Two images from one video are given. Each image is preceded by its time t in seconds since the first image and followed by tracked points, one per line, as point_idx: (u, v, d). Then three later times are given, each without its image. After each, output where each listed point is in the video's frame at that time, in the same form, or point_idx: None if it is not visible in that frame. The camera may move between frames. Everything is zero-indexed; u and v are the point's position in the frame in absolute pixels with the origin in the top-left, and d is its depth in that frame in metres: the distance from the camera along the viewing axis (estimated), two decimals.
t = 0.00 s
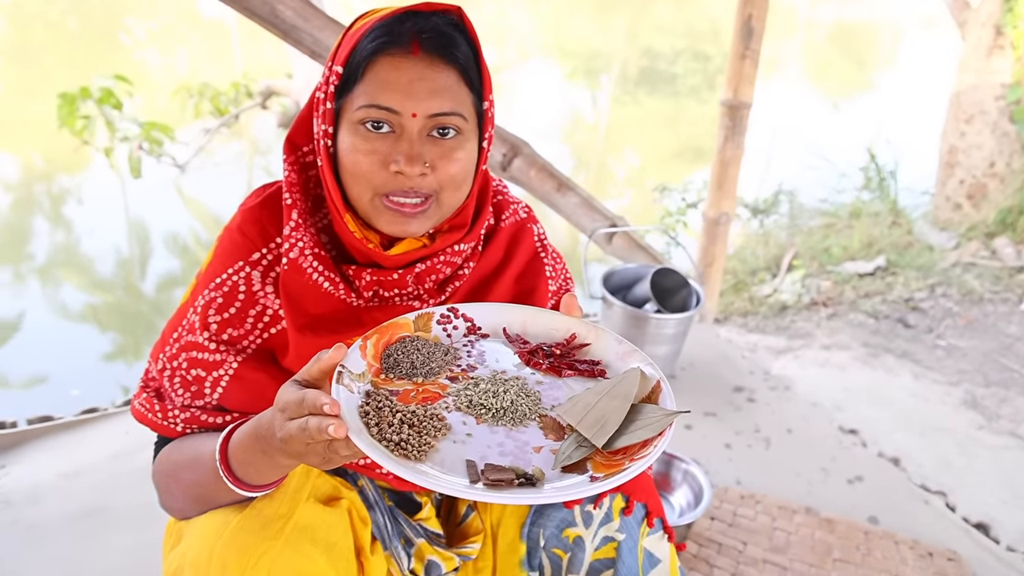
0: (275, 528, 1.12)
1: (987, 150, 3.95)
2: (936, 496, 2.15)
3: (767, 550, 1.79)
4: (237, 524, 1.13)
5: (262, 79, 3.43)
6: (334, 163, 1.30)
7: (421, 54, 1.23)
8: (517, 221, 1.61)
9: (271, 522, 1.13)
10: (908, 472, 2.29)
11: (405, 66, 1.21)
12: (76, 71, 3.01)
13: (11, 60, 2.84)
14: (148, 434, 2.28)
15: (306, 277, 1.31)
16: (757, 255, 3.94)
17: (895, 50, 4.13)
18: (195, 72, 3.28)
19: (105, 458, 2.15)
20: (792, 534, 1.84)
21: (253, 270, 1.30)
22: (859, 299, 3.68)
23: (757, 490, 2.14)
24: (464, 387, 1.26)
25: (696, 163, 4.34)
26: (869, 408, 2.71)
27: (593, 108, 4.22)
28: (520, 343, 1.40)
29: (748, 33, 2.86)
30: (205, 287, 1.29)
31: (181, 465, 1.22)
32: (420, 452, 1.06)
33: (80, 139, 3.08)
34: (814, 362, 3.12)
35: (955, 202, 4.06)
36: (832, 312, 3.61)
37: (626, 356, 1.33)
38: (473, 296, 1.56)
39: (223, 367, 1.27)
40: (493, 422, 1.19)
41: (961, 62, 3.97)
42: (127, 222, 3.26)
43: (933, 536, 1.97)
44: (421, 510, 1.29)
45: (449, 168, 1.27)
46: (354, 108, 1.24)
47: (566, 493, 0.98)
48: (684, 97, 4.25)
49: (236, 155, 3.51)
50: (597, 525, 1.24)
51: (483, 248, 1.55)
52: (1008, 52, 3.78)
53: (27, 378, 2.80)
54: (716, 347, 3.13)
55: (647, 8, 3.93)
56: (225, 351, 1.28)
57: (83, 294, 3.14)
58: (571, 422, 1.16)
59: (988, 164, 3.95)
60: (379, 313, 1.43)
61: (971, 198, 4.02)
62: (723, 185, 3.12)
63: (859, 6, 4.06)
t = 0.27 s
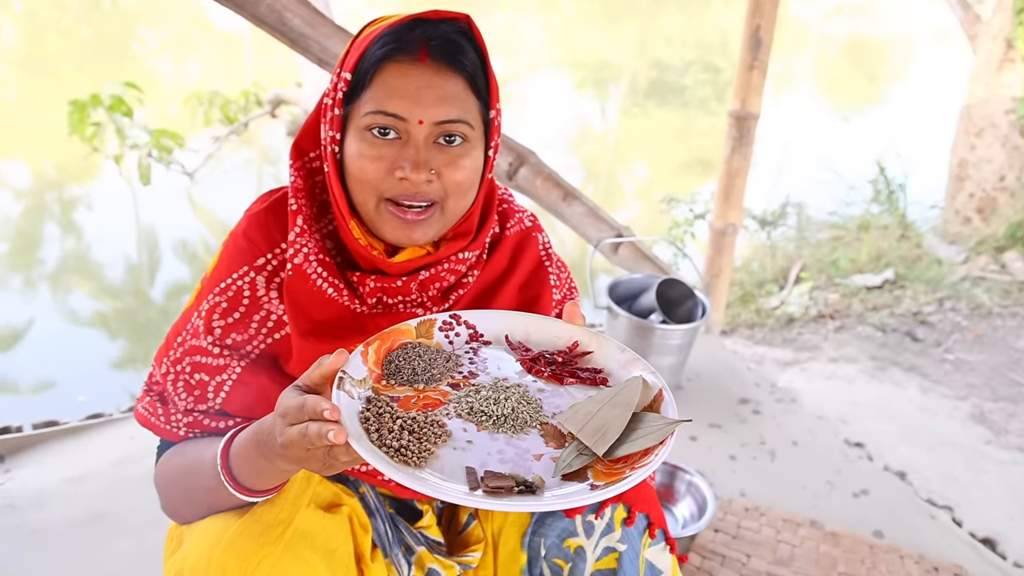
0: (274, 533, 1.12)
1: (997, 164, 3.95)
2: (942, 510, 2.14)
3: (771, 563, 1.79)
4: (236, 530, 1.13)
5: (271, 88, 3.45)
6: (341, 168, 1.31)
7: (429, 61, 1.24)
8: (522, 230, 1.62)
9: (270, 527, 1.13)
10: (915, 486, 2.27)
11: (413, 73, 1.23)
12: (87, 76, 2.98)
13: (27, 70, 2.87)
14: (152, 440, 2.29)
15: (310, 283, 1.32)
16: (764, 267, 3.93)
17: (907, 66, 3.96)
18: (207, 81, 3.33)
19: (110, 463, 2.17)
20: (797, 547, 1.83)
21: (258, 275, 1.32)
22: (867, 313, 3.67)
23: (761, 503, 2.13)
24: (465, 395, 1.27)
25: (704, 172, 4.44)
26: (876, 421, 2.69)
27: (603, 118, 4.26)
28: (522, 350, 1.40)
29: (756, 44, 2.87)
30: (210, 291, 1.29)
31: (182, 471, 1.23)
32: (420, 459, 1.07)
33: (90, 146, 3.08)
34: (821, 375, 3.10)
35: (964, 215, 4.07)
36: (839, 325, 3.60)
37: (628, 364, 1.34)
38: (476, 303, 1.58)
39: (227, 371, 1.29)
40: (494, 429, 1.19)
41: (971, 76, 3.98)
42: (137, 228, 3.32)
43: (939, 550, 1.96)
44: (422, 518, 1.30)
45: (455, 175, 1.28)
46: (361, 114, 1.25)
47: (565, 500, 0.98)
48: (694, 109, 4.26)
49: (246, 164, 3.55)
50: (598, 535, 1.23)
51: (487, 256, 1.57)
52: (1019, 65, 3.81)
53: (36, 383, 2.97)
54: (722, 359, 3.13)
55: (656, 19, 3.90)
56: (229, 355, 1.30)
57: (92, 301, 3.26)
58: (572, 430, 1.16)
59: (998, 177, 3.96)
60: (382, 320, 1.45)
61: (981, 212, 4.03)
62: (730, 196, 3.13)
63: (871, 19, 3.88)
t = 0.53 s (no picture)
0: (275, 538, 1.13)
1: (1003, 174, 3.94)
2: (947, 520, 2.14)
3: (775, 571, 1.79)
4: (239, 535, 1.13)
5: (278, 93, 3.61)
6: (352, 171, 1.33)
7: (447, 66, 1.26)
8: (527, 236, 1.64)
9: (272, 532, 1.14)
10: (919, 496, 2.27)
11: (430, 77, 1.24)
12: (93, 81, 3.33)
13: (35, 76, 3.24)
14: (156, 444, 2.31)
15: (315, 286, 1.34)
16: (769, 275, 3.94)
17: (912, 75, 4.31)
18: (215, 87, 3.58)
19: (113, 467, 2.18)
20: (800, 556, 1.84)
21: (263, 279, 1.33)
22: (872, 321, 3.67)
23: (765, 511, 2.13)
24: (471, 400, 1.28)
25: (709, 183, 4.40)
26: (880, 431, 2.69)
27: (608, 127, 4.38)
28: (529, 355, 1.41)
29: (761, 53, 2.89)
30: (214, 296, 1.31)
31: (185, 475, 1.24)
32: (428, 463, 1.08)
33: (99, 152, 3.33)
34: (826, 384, 3.10)
35: (970, 225, 4.05)
36: (844, 334, 3.60)
37: (635, 368, 1.34)
38: (481, 309, 1.59)
39: (230, 375, 1.29)
40: (501, 433, 1.21)
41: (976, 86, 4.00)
42: (144, 236, 3.50)
43: (944, 560, 1.96)
44: (424, 523, 1.31)
45: (467, 181, 1.30)
46: (376, 116, 1.27)
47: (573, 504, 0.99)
48: (700, 118, 4.39)
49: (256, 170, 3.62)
50: (602, 541, 1.24)
51: (493, 261, 1.58)
52: None
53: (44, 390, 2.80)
54: (726, 366, 3.13)
55: (664, 29, 4.16)
56: (233, 359, 1.30)
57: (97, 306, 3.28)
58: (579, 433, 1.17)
59: (1004, 188, 3.94)
60: (389, 324, 1.46)
61: (986, 222, 4.00)
62: (735, 205, 3.14)
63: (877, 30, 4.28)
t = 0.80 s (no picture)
0: (270, 542, 1.13)
1: (1002, 183, 3.95)
2: (944, 528, 2.14)
3: None
4: (232, 539, 1.13)
5: (278, 96, 3.77)
6: (355, 172, 1.34)
7: (452, 69, 1.28)
8: (527, 240, 1.64)
9: (266, 536, 1.14)
10: (917, 503, 2.27)
11: (436, 80, 1.26)
12: (95, 84, 3.53)
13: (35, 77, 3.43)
14: (152, 446, 2.31)
15: (315, 287, 1.33)
16: (768, 282, 3.94)
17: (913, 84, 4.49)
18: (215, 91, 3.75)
19: (109, 469, 2.17)
20: (797, 563, 1.84)
21: (262, 280, 1.33)
22: (871, 329, 3.67)
23: (762, 518, 2.13)
24: (477, 407, 1.29)
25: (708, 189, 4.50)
26: (879, 438, 2.69)
27: (609, 134, 4.61)
28: (532, 361, 1.42)
29: (761, 59, 2.90)
30: (213, 296, 1.31)
31: (183, 477, 1.24)
32: (442, 473, 1.08)
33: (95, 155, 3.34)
34: (824, 391, 3.10)
35: (969, 234, 4.05)
36: (843, 341, 3.60)
37: (638, 370, 1.36)
38: (480, 313, 1.59)
39: (229, 376, 1.29)
40: (512, 440, 1.21)
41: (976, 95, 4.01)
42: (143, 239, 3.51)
43: (941, 568, 1.96)
44: (421, 527, 1.31)
45: (470, 184, 1.31)
46: (380, 117, 1.28)
47: (590, 507, 1.00)
48: (700, 125, 4.60)
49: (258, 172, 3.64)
50: (598, 546, 1.24)
51: (493, 265, 1.58)
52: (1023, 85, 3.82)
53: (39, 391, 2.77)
54: (724, 373, 3.13)
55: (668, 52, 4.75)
56: (231, 360, 1.30)
57: (97, 308, 3.25)
58: (590, 437, 1.18)
59: (1003, 197, 3.95)
60: (388, 327, 1.46)
61: (985, 231, 4.01)
62: (735, 211, 3.14)
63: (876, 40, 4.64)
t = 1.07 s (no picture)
0: (264, 542, 1.12)
1: (997, 194, 3.95)
2: (936, 536, 2.14)
3: None
4: (226, 539, 1.12)
5: (276, 97, 3.82)
6: (357, 169, 1.34)
7: (457, 68, 1.28)
8: (524, 241, 1.65)
9: (260, 536, 1.13)
10: (909, 511, 2.27)
11: (441, 79, 1.26)
12: (93, 83, 3.56)
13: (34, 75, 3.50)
14: (145, 445, 2.29)
15: (314, 284, 1.33)
16: (763, 289, 3.95)
17: (907, 96, 5.09)
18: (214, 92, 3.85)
19: (100, 467, 2.16)
20: (789, 569, 1.84)
21: (261, 276, 1.33)
22: (865, 337, 3.67)
23: (754, 523, 2.13)
24: (477, 407, 1.28)
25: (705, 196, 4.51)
26: (872, 446, 2.69)
27: (606, 141, 4.61)
28: (531, 361, 1.42)
29: (759, 66, 2.90)
30: (212, 291, 1.31)
31: (178, 475, 1.24)
32: (446, 472, 1.07)
33: (95, 153, 3.33)
34: (817, 398, 3.10)
35: (964, 243, 4.06)
36: (837, 349, 3.61)
37: (635, 370, 1.37)
38: (477, 313, 1.59)
39: (227, 371, 1.29)
40: (515, 440, 1.21)
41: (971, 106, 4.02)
42: (139, 238, 3.48)
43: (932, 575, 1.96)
44: (413, 528, 1.30)
45: (473, 184, 1.31)
46: (384, 116, 1.28)
47: (594, 507, 1.01)
48: (697, 133, 4.72)
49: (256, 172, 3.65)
50: (591, 548, 1.24)
51: (491, 265, 1.58)
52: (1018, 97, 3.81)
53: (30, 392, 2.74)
54: (718, 378, 3.13)
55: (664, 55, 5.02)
56: (229, 355, 1.30)
57: (90, 309, 3.24)
58: (593, 436, 1.18)
59: (997, 208, 3.95)
60: (387, 324, 1.45)
61: (980, 241, 4.02)
62: (730, 217, 3.15)
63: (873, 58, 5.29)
